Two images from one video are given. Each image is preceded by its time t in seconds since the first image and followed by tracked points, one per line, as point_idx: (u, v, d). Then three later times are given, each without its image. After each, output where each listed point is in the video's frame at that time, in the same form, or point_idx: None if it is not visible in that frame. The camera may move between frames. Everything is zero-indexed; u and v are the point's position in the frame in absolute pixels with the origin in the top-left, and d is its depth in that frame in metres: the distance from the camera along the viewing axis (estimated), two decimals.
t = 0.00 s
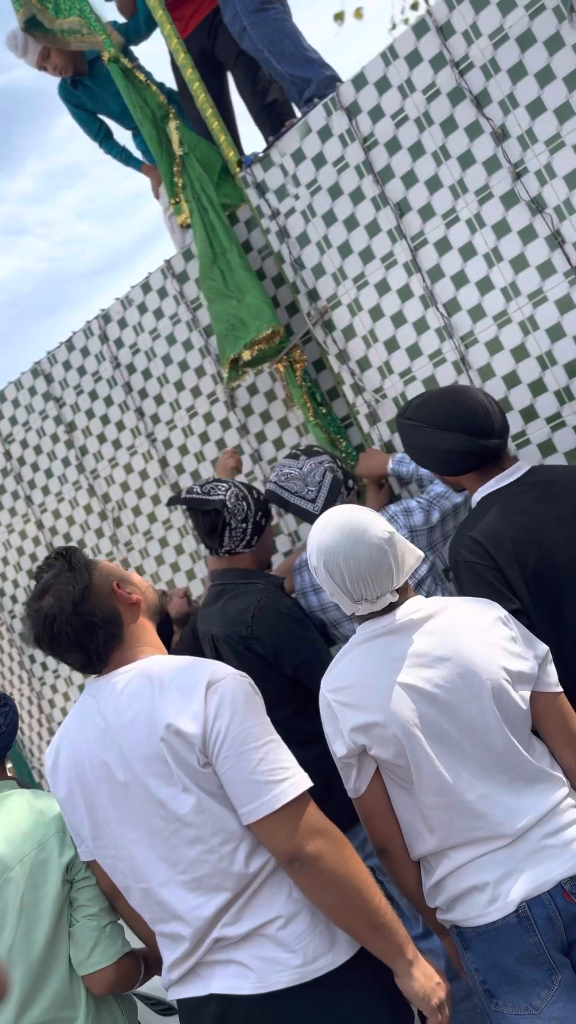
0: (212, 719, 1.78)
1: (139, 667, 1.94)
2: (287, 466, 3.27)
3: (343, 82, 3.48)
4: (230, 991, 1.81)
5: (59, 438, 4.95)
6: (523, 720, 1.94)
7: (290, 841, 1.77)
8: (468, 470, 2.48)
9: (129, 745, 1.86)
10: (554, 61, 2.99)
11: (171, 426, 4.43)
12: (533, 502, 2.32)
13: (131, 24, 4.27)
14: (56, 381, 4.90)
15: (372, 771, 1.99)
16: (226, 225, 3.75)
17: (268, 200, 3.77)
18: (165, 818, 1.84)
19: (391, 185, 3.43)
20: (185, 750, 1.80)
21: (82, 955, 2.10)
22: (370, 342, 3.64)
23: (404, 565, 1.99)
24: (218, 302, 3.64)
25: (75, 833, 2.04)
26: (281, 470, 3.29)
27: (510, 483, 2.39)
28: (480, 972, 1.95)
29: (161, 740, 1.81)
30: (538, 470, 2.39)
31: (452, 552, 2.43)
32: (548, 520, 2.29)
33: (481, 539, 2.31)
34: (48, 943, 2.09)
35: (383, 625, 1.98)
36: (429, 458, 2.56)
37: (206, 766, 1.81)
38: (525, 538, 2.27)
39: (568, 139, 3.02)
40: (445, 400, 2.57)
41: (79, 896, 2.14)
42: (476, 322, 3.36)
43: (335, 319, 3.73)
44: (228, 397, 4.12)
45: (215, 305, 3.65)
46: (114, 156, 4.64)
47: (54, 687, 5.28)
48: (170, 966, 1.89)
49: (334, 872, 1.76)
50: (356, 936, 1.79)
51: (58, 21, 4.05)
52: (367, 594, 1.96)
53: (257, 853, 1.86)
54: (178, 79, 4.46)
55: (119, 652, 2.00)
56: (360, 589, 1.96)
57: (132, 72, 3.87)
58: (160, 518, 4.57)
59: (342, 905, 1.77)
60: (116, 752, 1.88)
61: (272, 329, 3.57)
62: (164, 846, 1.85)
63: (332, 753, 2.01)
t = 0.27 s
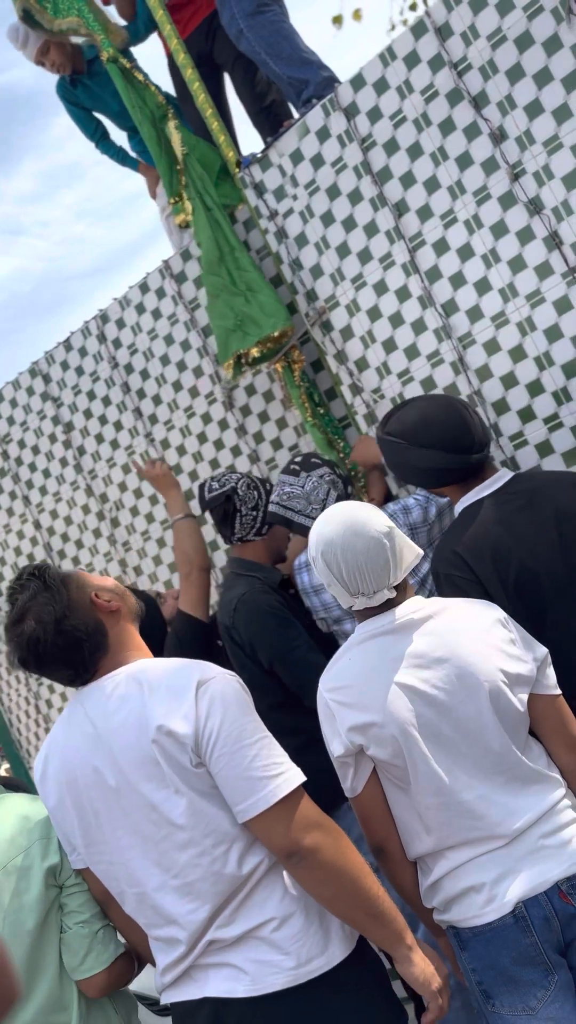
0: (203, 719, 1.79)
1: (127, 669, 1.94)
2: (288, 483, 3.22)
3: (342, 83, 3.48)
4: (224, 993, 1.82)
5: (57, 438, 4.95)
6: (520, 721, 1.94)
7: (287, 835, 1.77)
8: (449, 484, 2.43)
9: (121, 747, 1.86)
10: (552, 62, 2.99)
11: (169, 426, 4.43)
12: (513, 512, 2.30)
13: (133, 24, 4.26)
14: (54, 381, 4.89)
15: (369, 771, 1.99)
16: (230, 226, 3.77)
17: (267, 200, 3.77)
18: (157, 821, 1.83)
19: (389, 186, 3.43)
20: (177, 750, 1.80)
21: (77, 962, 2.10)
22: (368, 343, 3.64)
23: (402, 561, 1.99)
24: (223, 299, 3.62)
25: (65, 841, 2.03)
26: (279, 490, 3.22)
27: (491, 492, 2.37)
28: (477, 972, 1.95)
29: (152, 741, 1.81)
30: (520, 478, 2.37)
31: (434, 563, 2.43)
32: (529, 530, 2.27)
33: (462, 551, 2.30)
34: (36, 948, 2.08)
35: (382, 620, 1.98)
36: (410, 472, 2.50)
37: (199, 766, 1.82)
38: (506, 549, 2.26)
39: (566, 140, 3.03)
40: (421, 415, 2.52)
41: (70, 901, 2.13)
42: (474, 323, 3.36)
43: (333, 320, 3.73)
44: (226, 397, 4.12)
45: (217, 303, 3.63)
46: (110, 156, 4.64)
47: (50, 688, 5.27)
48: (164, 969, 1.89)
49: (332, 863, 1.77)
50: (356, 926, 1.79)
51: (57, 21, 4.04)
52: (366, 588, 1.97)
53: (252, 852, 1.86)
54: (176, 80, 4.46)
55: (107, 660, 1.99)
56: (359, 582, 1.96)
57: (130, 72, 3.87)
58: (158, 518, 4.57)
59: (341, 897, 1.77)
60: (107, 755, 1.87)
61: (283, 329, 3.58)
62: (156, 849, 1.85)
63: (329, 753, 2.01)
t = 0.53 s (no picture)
0: (196, 721, 1.80)
1: (118, 671, 1.94)
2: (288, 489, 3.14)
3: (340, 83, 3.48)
4: (211, 1001, 1.82)
5: (54, 438, 4.94)
6: (520, 722, 1.93)
7: (280, 835, 1.78)
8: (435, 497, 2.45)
9: (110, 750, 1.85)
10: (551, 63, 2.99)
11: (167, 426, 4.42)
12: (498, 519, 2.29)
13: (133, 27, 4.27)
14: (51, 381, 4.89)
15: (366, 769, 1.99)
16: (232, 227, 3.79)
17: (265, 200, 3.78)
18: (146, 823, 1.83)
19: (388, 186, 3.43)
20: (168, 751, 1.80)
21: (72, 969, 2.10)
22: (367, 343, 3.64)
23: (404, 558, 1.99)
24: (226, 298, 3.61)
25: (51, 847, 2.02)
26: (280, 498, 3.16)
27: (476, 500, 2.36)
28: (475, 973, 1.95)
29: (143, 743, 1.81)
30: (507, 483, 2.36)
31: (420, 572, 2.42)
32: (514, 538, 2.26)
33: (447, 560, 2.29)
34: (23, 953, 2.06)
35: (385, 616, 1.98)
36: (395, 485, 2.52)
37: (191, 767, 1.82)
38: (490, 558, 2.25)
39: (565, 142, 3.03)
40: (403, 429, 2.53)
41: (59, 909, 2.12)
42: (472, 324, 3.36)
43: (331, 320, 3.73)
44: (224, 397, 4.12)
45: (220, 302, 3.60)
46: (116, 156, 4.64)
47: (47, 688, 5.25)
48: (148, 978, 1.89)
49: (323, 863, 1.80)
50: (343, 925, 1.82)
51: (55, 21, 4.08)
52: (368, 583, 1.97)
53: (241, 853, 1.86)
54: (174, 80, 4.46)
55: (88, 664, 1.97)
56: (359, 576, 1.97)
57: (129, 72, 3.86)
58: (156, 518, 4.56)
59: (331, 897, 1.80)
60: (96, 758, 1.87)
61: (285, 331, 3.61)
62: (145, 852, 1.84)
63: (328, 749, 2.02)
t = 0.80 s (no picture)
0: (191, 720, 1.82)
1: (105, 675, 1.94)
2: (285, 489, 3.12)
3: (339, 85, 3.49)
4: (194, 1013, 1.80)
5: (53, 439, 4.94)
6: (521, 722, 1.94)
7: (274, 834, 1.82)
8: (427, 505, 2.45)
9: (100, 752, 1.84)
10: (549, 65, 3.00)
11: (165, 427, 4.42)
12: (491, 525, 2.29)
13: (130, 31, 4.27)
14: (50, 381, 4.89)
15: (367, 770, 2.00)
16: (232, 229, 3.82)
17: (264, 201, 3.79)
18: (134, 826, 1.82)
19: (386, 188, 3.44)
20: (163, 750, 1.81)
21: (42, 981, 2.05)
22: (365, 344, 3.65)
23: (406, 558, 1.99)
24: (229, 297, 3.61)
25: (30, 856, 1.97)
26: (276, 496, 3.15)
27: (470, 505, 2.36)
28: (475, 973, 1.96)
29: (137, 743, 1.81)
30: (500, 490, 2.36)
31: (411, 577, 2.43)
32: (507, 544, 2.27)
33: (439, 566, 2.29)
34: None
35: (388, 616, 1.98)
36: (386, 492, 2.50)
37: (186, 767, 1.83)
38: (483, 564, 2.25)
39: (563, 144, 3.04)
40: (393, 436, 2.51)
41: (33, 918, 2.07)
42: (470, 325, 3.37)
43: (330, 321, 3.73)
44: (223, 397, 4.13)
45: (222, 302, 3.61)
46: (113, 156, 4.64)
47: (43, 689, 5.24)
48: (129, 992, 1.85)
49: (316, 862, 1.83)
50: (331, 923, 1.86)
51: (52, 21, 4.08)
52: (369, 582, 1.97)
53: (227, 858, 1.86)
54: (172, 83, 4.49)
55: (72, 673, 1.97)
56: (360, 574, 1.97)
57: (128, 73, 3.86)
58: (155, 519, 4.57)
59: (323, 895, 1.83)
60: (85, 761, 1.86)
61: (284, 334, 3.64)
62: (132, 855, 1.82)
63: (328, 749, 2.02)
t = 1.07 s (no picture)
0: (185, 726, 1.86)
1: (91, 680, 1.96)
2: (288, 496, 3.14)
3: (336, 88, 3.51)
4: None
5: (50, 440, 4.94)
6: (518, 722, 1.95)
7: (268, 835, 1.87)
8: (417, 509, 2.45)
9: (89, 757, 1.85)
10: (545, 68, 3.02)
11: (162, 428, 4.43)
12: (483, 529, 2.31)
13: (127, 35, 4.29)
14: (47, 382, 4.90)
15: (364, 770, 2.00)
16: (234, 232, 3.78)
17: (261, 204, 3.81)
18: (121, 831, 1.83)
19: (383, 191, 3.45)
20: (155, 755, 1.84)
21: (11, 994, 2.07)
22: (362, 346, 3.66)
23: (400, 556, 2.01)
24: (229, 297, 3.64)
25: (7, 870, 1.94)
26: (279, 503, 3.17)
27: (461, 509, 2.37)
28: (472, 971, 1.97)
29: (129, 746, 1.83)
30: (494, 492, 2.38)
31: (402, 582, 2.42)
32: (499, 548, 2.29)
33: (432, 570, 2.28)
34: None
35: (383, 617, 1.99)
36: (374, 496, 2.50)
37: (178, 771, 1.86)
38: (476, 568, 2.27)
39: (559, 146, 3.06)
40: (381, 440, 2.51)
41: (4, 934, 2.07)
42: (466, 328, 3.38)
43: (327, 323, 3.74)
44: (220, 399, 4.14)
45: (223, 301, 3.63)
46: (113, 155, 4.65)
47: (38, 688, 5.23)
48: (115, 1006, 1.82)
49: (309, 862, 1.89)
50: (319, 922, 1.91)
51: (55, 24, 4.09)
52: (364, 580, 1.99)
53: (212, 863, 1.89)
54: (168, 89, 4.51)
55: (59, 675, 2.00)
56: (354, 572, 1.98)
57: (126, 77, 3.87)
58: (152, 519, 4.57)
59: (316, 894, 1.89)
60: (72, 765, 1.86)
61: (282, 336, 3.67)
62: (117, 861, 1.82)
63: (325, 750, 2.03)
